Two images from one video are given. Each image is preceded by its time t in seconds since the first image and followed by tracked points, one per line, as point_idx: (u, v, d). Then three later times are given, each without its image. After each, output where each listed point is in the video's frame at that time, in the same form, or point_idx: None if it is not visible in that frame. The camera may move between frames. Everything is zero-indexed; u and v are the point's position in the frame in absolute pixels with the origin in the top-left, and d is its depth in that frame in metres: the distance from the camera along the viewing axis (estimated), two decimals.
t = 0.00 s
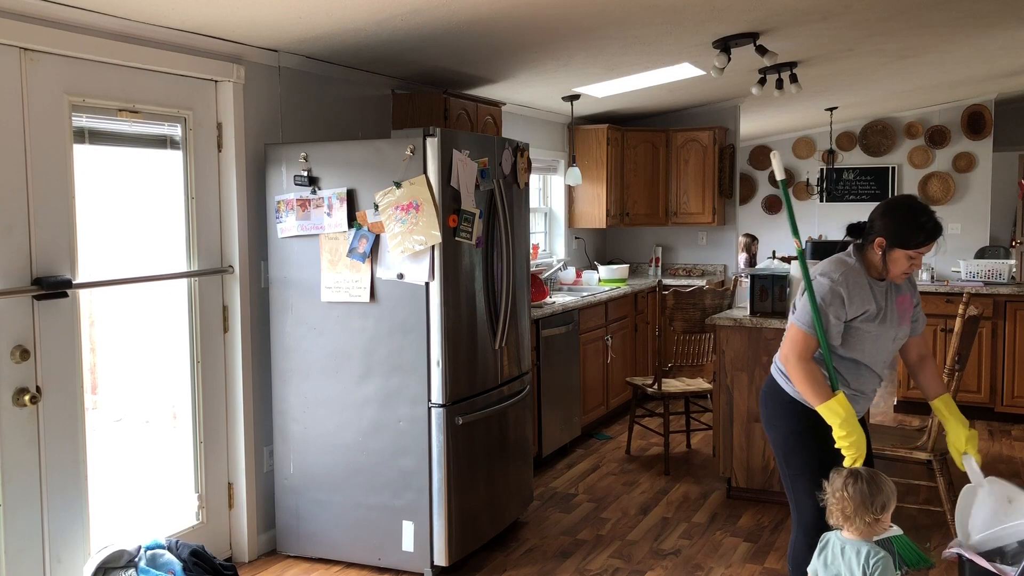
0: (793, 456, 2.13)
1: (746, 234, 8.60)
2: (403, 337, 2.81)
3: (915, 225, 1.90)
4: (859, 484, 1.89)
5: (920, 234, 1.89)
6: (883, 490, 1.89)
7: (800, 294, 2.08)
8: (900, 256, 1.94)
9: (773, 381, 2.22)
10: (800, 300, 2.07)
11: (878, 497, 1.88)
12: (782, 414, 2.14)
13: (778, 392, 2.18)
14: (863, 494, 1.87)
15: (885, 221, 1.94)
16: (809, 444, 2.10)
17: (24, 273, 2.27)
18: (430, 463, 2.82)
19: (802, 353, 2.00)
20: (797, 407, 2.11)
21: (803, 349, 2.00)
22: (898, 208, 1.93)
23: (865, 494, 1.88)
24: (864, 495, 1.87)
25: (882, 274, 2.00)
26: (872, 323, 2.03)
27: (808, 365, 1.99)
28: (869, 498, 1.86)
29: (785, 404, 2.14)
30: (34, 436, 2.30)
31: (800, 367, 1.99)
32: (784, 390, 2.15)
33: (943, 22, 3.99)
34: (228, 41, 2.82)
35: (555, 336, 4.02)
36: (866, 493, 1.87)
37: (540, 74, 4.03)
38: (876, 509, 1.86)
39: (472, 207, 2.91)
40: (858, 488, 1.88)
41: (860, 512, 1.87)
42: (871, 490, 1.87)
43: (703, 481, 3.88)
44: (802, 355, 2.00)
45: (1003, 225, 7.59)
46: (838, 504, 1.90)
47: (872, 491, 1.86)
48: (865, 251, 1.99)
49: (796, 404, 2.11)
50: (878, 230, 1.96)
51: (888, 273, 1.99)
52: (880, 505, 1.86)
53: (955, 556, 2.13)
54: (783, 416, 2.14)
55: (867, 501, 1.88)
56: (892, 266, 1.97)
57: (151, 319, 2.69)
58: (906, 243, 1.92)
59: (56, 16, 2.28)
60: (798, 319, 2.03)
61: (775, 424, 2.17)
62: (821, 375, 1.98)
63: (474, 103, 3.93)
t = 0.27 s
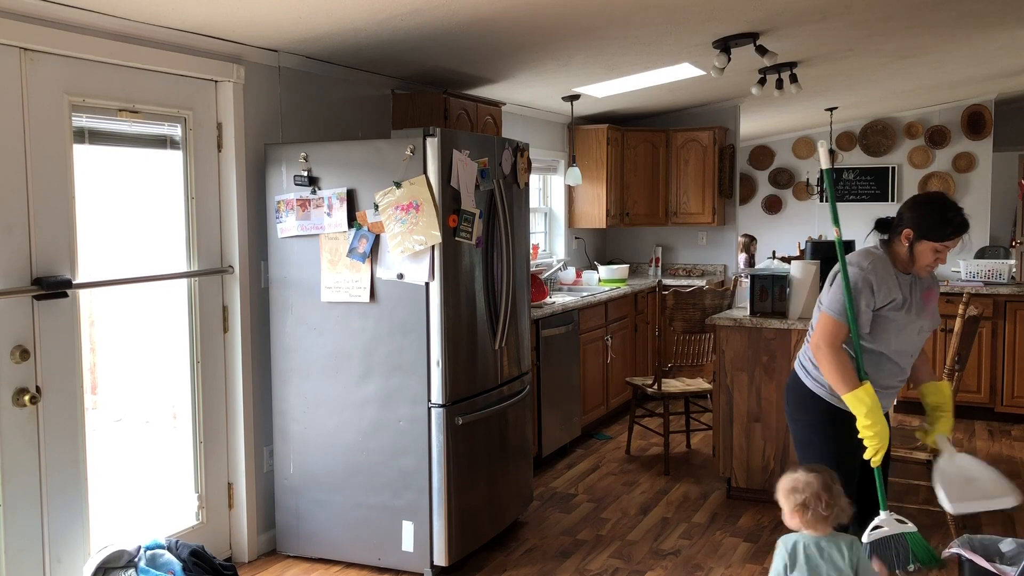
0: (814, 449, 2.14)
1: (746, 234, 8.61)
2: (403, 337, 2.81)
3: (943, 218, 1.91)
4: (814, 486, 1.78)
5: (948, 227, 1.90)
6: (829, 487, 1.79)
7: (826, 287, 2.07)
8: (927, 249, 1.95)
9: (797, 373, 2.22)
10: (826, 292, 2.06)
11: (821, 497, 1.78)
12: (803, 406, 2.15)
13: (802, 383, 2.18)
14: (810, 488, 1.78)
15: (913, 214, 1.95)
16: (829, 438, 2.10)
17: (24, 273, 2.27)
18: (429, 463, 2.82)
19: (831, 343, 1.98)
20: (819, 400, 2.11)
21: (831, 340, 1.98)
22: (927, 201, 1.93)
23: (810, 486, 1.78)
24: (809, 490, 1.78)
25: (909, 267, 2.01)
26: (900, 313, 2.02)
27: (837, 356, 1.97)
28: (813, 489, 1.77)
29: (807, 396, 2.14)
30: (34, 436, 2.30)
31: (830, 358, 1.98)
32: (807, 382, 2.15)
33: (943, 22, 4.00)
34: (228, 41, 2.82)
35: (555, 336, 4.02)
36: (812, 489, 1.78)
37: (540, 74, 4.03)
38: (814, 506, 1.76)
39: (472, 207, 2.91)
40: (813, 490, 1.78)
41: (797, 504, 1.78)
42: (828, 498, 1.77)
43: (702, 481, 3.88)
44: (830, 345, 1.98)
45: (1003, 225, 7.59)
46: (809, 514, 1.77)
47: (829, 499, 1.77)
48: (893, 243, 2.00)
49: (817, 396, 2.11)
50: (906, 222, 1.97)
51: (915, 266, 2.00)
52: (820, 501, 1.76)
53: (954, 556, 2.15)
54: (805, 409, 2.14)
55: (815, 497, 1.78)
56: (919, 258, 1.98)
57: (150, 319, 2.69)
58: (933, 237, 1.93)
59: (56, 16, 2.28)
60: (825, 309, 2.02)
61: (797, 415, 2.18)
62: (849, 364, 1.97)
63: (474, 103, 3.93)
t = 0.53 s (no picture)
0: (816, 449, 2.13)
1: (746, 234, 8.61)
2: (403, 337, 2.82)
3: (962, 229, 2.01)
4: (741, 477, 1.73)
5: (965, 238, 2.00)
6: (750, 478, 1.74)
7: (857, 292, 2.04)
8: (942, 255, 2.07)
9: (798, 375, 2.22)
10: (859, 297, 2.03)
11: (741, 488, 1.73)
12: (805, 406, 2.15)
13: (802, 384, 2.18)
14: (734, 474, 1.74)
15: (930, 222, 2.04)
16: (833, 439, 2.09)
17: (24, 273, 2.27)
18: (429, 463, 2.82)
19: (891, 352, 1.96)
20: (823, 401, 2.11)
21: (890, 347, 1.96)
22: (946, 210, 2.02)
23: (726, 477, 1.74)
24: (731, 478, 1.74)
25: (921, 271, 2.11)
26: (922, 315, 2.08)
27: (899, 363, 1.96)
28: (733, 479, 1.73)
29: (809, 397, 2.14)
30: (34, 436, 2.30)
31: (891, 363, 1.96)
32: (808, 383, 2.15)
33: (943, 22, 3.99)
34: (228, 41, 2.82)
35: (555, 336, 4.02)
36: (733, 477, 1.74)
37: (540, 74, 4.03)
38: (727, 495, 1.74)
39: (472, 207, 2.91)
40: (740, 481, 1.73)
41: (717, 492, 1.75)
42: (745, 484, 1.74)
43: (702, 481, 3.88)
44: (891, 353, 1.96)
45: (1003, 225, 7.59)
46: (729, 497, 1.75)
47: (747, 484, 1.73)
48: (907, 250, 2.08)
49: (820, 397, 2.11)
50: (922, 229, 2.06)
51: (927, 270, 2.10)
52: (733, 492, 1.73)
53: (954, 556, 2.15)
54: (807, 410, 2.14)
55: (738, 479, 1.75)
56: (933, 264, 2.09)
57: (150, 319, 2.69)
58: (950, 245, 2.03)
59: (56, 16, 2.28)
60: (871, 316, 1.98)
61: (798, 417, 2.18)
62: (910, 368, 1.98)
63: (474, 103, 3.93)
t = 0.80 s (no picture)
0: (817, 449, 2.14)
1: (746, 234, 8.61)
2: (403, 337, 2.81)
3: (963, 229, 2.03)
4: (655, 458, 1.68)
5: (968, 238, 2.02)
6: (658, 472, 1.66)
7: (863, 283, 2.06)
8: (945, 256, 2.08)
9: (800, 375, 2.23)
10: (865, 288, 2.06)
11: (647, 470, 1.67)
12: (806, 406, 2.15)
13: (804, 385, 2.18)
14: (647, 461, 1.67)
15: (934, 223, 2.05)
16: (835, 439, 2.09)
17: (24, 273, 2.27)
18: (429, 463, 2.82)
19: (904, 336, 1.96)
20: (825, 400, 2.11)
21: (901, 332, 1.97)
22: (948, 210, 2.04)
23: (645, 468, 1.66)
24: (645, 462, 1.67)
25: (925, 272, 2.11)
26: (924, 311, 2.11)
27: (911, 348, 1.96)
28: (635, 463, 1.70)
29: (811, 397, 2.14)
30: (34, 436, 2.30)
31: (909, 350, 1.97)
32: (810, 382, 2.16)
33: (943, 22, 3.99)
34: (228, 41, 2.82)
35: (555, 336, 4.02)
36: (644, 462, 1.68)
37: (540, 74, 4.03)
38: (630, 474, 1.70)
39: (472, 207, 2.91)
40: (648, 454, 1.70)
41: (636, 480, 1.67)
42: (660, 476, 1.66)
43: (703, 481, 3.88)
44: (903, 338, 1.97)
45: (1003, 225, 7.59)
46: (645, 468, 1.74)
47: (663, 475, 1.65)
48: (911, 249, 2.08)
49: (822, 396, 2.12)
50: (925, 230, 2.07)
51: (929, 271, 2.11)
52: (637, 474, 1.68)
53: (954, 556, 2.15)
54: (809, 410, 2.15)
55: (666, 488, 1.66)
56: (936, 265, 2.10)
57: (150, 319, 2.69)
58: (953, 245, 2.05)
59: (56, 16, 2.28)
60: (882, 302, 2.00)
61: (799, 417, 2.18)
62: (922, 354, 1.98)
63: (474, 103, 3.93)
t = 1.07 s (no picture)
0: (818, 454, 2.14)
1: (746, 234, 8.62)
2: (402, 337, 2.82)
3: (973, 235, 1.98)
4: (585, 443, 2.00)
5: (975, 245, 1.97)
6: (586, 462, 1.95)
7: (859, 283, 2.05)
8: (952, 262, 2.04)
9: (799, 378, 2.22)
10: (861, 288, 2.04)
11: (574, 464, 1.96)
12: (805, 410, 2.15)
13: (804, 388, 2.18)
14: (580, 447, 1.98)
15: (943, 226, 2.02)
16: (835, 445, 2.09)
17: (24, 273, 2.27)
18: (430, 463, 2.82)
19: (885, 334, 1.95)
20: (822, 400, 2.11)
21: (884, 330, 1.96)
22: (962, 216, 1.99)
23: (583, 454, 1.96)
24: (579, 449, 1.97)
25: (931, 275, 2.08)
26: (925, 312, 2.08)
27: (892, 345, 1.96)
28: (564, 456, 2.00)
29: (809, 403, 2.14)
30: (34, 436, 2.30)
31: (885, 348, 1.95)
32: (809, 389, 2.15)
33: (943, 21, 3.99)
34: (228, 41, 2.82)
35: (555, 336, 4.02)
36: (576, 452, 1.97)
37: (540, 74, 4.02)
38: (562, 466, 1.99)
39: (472, 207, 2.91)
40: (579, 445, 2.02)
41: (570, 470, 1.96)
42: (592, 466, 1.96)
43: (702, 481, 3.88)
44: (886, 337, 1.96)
45: (1003, 225, 7.59)
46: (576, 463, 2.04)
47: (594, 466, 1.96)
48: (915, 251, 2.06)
49: (819, 401, 2.12)
50: (935, 232, 2.04)
51: (936, 275, 2.08)
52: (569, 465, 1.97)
53: (954, 557, 2.15)
54: (807, 410, 2.15)
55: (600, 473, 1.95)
56: (942, 270, 2.07)
57: (150, 319, 2.69)
58: (960, 250, 2.01)
59: (56, 16, 2.28)
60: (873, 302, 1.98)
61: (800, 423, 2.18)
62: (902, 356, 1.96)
63: (474, 103, 3.93)
